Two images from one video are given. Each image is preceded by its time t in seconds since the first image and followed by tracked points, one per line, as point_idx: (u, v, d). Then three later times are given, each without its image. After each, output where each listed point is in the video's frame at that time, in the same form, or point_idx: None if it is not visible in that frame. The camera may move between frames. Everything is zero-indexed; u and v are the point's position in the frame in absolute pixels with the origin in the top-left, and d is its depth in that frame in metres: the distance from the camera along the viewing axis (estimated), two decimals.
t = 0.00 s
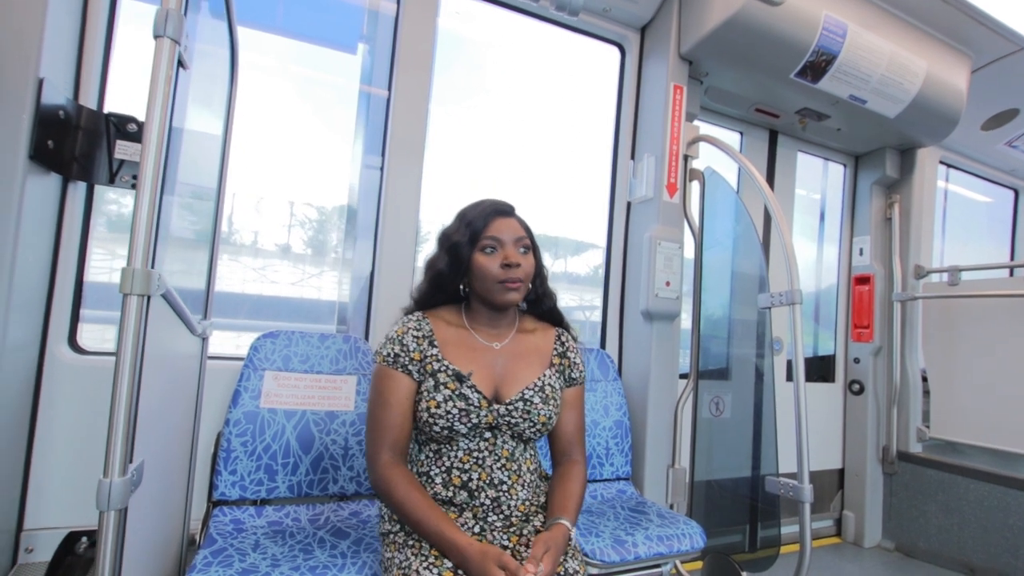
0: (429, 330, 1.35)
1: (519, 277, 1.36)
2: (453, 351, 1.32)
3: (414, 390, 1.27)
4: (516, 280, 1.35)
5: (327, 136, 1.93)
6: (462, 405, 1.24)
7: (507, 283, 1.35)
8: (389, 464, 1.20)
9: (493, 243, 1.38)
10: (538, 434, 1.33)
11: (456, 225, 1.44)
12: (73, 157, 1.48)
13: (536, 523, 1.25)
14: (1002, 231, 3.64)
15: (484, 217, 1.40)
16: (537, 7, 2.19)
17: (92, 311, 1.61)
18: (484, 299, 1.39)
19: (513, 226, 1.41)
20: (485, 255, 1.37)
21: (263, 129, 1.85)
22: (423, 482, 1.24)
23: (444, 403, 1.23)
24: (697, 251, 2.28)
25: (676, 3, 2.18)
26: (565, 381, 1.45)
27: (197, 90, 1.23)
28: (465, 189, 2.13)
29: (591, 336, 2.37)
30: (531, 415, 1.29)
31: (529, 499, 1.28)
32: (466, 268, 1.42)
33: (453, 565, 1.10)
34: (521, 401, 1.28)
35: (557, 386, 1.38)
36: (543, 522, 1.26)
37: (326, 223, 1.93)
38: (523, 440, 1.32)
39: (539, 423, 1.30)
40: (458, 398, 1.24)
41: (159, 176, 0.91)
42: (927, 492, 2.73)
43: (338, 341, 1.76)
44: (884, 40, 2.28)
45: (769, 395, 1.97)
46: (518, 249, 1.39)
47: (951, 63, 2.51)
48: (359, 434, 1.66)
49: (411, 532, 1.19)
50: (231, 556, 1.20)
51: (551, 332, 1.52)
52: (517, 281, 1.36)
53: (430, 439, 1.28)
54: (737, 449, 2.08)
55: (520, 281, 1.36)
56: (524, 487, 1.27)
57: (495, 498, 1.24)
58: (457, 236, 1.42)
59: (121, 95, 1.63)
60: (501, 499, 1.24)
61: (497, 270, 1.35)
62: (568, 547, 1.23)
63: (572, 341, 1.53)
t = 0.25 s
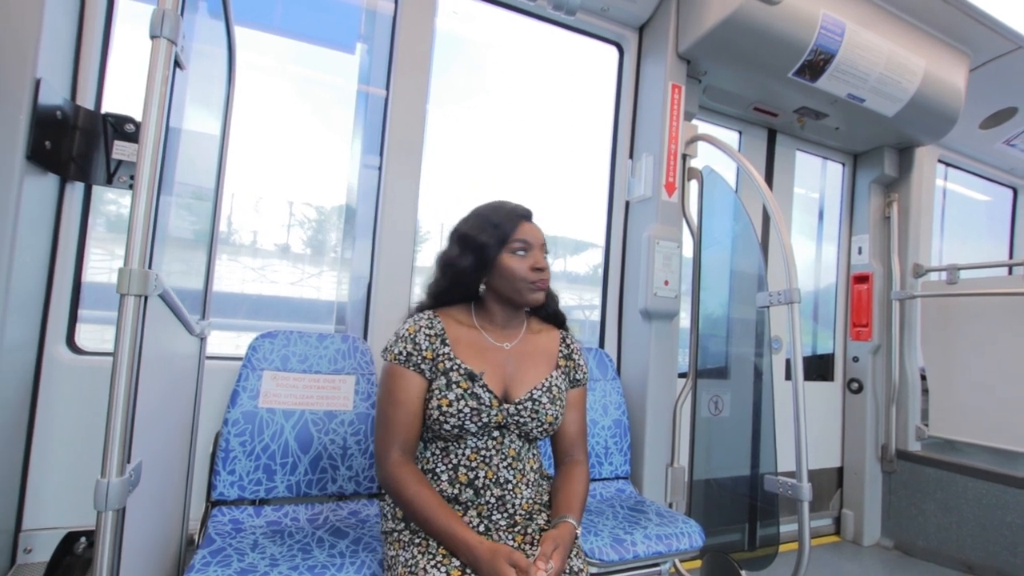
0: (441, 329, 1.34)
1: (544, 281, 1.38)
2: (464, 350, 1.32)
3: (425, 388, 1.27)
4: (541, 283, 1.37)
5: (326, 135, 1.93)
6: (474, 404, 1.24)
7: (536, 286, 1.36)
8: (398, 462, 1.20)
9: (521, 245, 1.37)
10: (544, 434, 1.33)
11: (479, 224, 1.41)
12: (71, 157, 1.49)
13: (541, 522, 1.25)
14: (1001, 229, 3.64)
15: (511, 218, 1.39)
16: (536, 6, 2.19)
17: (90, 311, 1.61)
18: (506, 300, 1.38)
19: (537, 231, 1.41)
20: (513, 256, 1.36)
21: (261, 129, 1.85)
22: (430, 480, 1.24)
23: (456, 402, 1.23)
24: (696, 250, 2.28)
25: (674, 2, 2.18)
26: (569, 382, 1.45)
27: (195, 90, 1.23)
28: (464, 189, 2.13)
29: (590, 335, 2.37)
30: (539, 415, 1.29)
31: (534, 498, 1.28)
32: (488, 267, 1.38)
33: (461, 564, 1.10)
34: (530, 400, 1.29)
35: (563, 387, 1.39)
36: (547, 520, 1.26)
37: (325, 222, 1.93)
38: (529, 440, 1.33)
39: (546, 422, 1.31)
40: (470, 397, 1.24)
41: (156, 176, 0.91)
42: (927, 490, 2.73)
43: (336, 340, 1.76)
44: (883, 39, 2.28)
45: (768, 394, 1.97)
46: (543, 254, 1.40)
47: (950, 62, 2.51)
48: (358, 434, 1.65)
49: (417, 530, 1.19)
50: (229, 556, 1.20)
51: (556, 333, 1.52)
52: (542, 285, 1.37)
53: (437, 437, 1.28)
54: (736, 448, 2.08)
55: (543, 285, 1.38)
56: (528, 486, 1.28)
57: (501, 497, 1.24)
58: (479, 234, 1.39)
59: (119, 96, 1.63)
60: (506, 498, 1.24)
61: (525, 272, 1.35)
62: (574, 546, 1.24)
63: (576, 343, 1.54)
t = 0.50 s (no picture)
0: (451, 331, 1.34)
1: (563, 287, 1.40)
2: (475, 353, 1.31)
3: (432, 390, 1.27)
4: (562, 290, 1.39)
5: (330, 135, 1.93)
6: (482, 408, 1.23)
7: (558, 292, 1.38)
8: (404, 463, 1.20)
9: (547, 251, 1.38)
10: (548, 437, 1.33)
11: (503, 225, 1.39)
12: (76, 156, 1.49)
13: (545, 522, 1.25)
14: (1007, 229, 3.62)
15: (537, 224, 1.40)
16: (540, 5, 2.19)
17: (96, 309, 1.62)
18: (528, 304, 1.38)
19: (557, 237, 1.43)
20: (538, 261, 1.36)
21: (265, 128, 1.85)
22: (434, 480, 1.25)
23: (464, 405, 1.23)
24: (699, 250, 2.28)
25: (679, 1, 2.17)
26: (574, 385, 1.45)
27: (200, 88, 1.23)
28: (468, 188, 2.13)
29: (593, 335, 2.36)
30: (545, 419, 1.29)
31: (538, 497, 1.28)
32: (512, 270, 1.36)
33: (466, 564, 1.10)
34: (537, 405, 1.29)
35: (568, 392, 1.38)
36: (551, 520, 1.27)
37: (328, 221, 1.93)
38: (533, 442, 1.33)
39: (551, 426, 1.31)
40: (478, 401, 1.24)
41: (162, 175, 0.91)
42: (931, 491, 2.72)
43: (340, 339, 1.76)
44: (889, 38, 2.27)
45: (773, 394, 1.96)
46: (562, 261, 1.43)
47: (956, 61, 2.50)
48: (361, 433, 1.65)
49: (421, 530, 1.19)
50: (234, 554, 1.20)
51: (563, 336, 1.52)
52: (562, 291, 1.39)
53: (442, 438, 1.27)
54: (740, 448, 2.07)
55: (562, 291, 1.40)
56: (531, 486, 1.28)
57: (505, 498, 1.24)
58: (504, 237, 1.37)
59: (124, 95, 1.63)
60: (510, 499, 1.24)
61: (550, 278, 1.36)
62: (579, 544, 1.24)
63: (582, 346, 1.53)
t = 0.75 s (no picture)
0: (451, 333, 1.34)
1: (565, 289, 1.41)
2: (476, 354, 1.31)
3: (432, 391, 1.27)
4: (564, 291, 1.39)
5: (330, 136, 1.94)
6: (483, 410, 1.23)
7: (559, 295, 1.38)
8: (404, 464, 1.20)
9: (550, 253, 1.39)
10: (550, 438, 1.34)
11: (504, 226, 1.39)
12: (78, 158, 1.50)
13: (547, 523, 1.25)
14: (1009, 229, 3.61)
15: (540, 226, 1.40)
16: (541, 6, 2.19)
17: (98, 311, 1.62)
18: (529, 305, 1.38)
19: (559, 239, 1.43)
20: (540, 263, 1.37)
21: (266, 130, 1.86)
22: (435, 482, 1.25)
23: (464, 407, 1.23)
24: (700, 250, 2.28)
25: (679, 2, 2.18)
26: (575, 387, 1.45)
27: (201, 90, 1.24)
28: (468, 189, 2.13)
29: (594, 335, 2.36)
30: (546, 420, 1.30)
31: (539, 499, 1.29)
32: (514, 272, 1.37)
33: (467, 566, 1.10)
34: (538, 407, 1.29)
35: (570, 393, 1.38)
36: (553, 521, 1.27)
37: (329, 222, 1.93)
38: (534, 444, 1.33)
39: (553, 428, 1.31)
40: (479, 403, 1.24)
41: (163, 177, 0.91)
42: (933, 491, 2.71)
43: (341, 340, 1.77)
44: (889, 38, 2.27)
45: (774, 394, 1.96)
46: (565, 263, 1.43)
47: (957, 61, 2.50)
48: (363, 433, 1.66)
49: (423, 532, 1.19)
50: (236, 554, 1.21)
51: (564, 338, 1.52)
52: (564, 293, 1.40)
53: (442, 440, 1.27)
54: (741, 448, 2.07)
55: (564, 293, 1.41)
56: (533, 488, 1.28)
57: (506, 500, 1.24)
58: (506, 237, 1.37)
59: (126, 96, 1.64)
60: (512, 501, 1.24)
61: (551, 280, 1.36)
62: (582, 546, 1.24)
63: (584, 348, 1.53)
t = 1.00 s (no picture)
0: (452, 333, 1.34)
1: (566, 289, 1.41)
2: (476, 355, 1.31)
3: (433, 391, 1.27)
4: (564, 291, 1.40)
5: (331, 136, 1.94)
6: (484, 410, 1.24)
7: (560, 295, 1.38)
8: (406, 465, 1.20)
9: (551, 254, 1.39)
10: (552, 438, 1.34)
11: (505, 227, 1.39)
12: (80, 159, 1.50)
13: (549, 523, 1.25)
14: (1010, 229, 3.61)
15: (541, 225, 1.40)
16: (542, 6, 2.19)
17: (100, 311, 1.63)
18: (530, 306, 1.38)
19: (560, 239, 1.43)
20: (541, 264, 1.37)
21: (268, 130, 1.86)
22: (437, 483, 1.25)
23: (466, 407, 1.23)
24: (701, 251, 2.28)
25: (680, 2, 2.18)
26: (577, 386, 1.45)
27: (202, 91, 1.24)
28: (469, 189, 2.13)
29: (595, 336, 2.36)
30: (548, 420, 1.30)
31: (541, 500, 1.29)
32: (514, 272, 1.37)
33: (469, 568, 1.10)
34: (539, 406, 1.29)
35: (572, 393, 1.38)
36: (556, 521, 1.26)
37: (330, 223, 1.93)
38: (536, 444, 1.33)
39: (555, 428, 1.31)
40: (480, 403, 1.24)
41: (166, 178, 0.91)
42: (935, 492, 2.71)
43: (343, 340, 1.77)
44: (891, 38, 2.27)
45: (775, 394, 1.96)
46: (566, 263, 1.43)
47: (958, 60, 2.50)
48: (365, 434, 1.66)
49: (425, 533, 1.19)
50: (238, 554, 1.21)
51: (566, 337, 1.52)
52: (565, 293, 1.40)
53: (444, 440, 1.27)
54: (742, 448, 2.07)
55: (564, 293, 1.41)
56: (535, 488, 1.29)
57: (508, 501, 1.24)
58: (506, 237, 1.37)
59: (128, 97, 1.64)
60: (514, 502, 1.25)
61: (552, 280, 1.36)
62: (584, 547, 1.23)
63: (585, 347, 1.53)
